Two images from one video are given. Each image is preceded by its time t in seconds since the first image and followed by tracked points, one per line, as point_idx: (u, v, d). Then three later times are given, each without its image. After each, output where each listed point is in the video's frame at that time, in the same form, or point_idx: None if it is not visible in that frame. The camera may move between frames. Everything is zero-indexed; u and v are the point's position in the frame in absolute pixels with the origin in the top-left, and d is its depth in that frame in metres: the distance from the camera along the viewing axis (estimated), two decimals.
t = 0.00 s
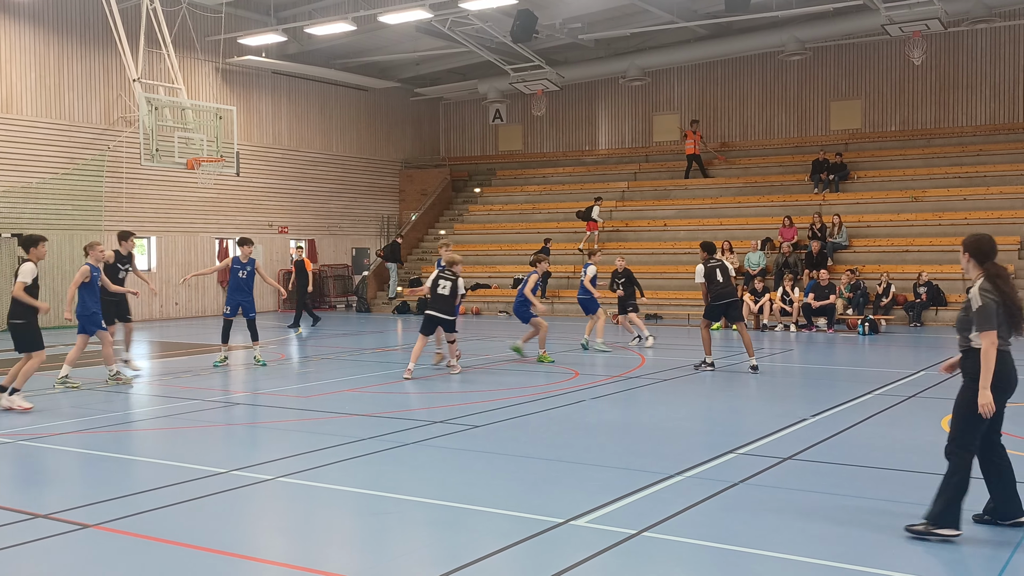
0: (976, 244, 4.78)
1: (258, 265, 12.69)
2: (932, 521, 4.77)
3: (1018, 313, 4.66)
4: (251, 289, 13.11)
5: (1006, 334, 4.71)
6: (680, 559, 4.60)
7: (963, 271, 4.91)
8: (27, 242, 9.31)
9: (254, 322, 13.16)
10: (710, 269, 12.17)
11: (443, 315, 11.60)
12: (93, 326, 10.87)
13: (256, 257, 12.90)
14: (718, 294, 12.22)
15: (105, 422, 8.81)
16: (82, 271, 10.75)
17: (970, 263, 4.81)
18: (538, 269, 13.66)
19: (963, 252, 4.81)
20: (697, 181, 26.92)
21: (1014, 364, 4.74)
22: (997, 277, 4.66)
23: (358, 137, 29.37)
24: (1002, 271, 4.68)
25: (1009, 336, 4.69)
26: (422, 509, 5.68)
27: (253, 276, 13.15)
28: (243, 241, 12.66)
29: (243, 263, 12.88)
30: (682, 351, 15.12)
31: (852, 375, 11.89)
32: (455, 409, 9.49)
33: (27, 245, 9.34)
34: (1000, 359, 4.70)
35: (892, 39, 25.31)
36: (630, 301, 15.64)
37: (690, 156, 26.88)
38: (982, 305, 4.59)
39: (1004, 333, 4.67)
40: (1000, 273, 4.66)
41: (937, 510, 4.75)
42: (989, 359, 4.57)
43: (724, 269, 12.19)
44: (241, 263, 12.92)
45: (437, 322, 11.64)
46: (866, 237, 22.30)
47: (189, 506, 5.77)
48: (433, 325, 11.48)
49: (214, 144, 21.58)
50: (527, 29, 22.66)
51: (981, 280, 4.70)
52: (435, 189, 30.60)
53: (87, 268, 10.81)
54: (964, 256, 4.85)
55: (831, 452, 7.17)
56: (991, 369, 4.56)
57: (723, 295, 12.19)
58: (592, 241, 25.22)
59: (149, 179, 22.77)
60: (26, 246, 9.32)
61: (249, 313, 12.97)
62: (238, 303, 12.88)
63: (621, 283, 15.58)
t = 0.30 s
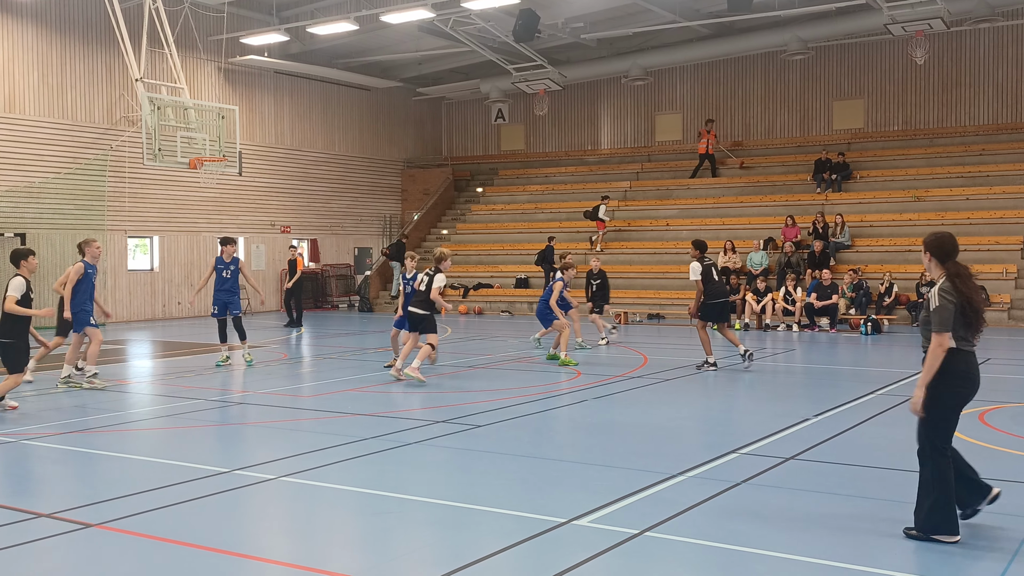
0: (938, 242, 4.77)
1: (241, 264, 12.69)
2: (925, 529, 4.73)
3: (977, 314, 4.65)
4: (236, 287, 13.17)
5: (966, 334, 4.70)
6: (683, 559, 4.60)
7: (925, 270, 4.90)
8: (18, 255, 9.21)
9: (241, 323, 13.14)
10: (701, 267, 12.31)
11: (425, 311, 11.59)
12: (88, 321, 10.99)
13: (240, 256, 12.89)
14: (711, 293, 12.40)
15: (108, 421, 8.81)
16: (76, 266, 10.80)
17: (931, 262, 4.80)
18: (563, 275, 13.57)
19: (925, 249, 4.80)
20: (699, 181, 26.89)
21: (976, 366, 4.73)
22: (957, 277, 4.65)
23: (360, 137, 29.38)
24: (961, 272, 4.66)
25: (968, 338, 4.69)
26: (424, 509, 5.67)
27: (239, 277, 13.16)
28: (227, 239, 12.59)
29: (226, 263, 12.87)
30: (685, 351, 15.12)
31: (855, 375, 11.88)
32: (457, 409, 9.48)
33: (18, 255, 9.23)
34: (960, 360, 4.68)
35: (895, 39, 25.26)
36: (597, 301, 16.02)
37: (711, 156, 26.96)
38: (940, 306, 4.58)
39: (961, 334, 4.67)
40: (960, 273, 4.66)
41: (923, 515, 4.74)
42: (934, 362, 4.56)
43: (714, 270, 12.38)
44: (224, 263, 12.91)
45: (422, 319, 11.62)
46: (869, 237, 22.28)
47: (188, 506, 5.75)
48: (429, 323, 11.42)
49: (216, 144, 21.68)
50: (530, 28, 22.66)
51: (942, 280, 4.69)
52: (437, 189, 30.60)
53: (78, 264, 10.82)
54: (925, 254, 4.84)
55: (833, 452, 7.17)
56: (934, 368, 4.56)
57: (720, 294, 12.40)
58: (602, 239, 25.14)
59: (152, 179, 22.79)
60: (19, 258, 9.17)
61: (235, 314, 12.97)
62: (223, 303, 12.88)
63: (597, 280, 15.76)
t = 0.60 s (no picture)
0: (911, 243, 4.83)
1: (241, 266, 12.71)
2: (934, 531, 4.70)
3: (950, 315, 4.67)
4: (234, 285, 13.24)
5: (943, 336, 4.70)
6: (691, 559, 4.59)
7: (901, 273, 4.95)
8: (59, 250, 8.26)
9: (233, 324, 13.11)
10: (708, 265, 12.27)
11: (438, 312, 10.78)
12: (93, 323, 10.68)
13: (238, 257, 12.91)
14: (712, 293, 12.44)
15: (116, 421, 8.83)
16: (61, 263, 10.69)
17: (906, 264, 4.87)
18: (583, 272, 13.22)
19: (899, 252, 4.87)
20: (707, 181, 26.85)
21: (956, 367, 4.71)
22: (930, 278, 4.71)
23: (368, 137, 29.42)
24: (936, 273, 4.72)
25: (944, 340, 4.69)
26: (432, 509, 5.67)
27: (237, 277, 13.16)
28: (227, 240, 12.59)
29: (225, 264, 12.87)
30: (692, 351, 15.09)
31: (863, 375, 11.84)
32: (464, 409, 9.48)
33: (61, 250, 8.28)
34: (937, 361, 4.69)
35: (905, 38, 25.14)
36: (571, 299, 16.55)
37: (721, 155, 26.88)
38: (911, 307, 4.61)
39: (935, 336, 4.68)
40: (934, 274, 4.71)
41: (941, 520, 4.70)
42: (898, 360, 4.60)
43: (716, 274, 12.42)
44: (223, 264, 12.93)
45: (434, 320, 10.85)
46: (878, 237, 22.20)
47: (195, 506, 5.76)
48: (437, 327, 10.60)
49: (225, 144, 21.59)
50: (537, 28, 22.66)
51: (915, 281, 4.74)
52: (445, 189, 30.61)
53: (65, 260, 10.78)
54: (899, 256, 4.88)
55: (842, 453, 7.14)
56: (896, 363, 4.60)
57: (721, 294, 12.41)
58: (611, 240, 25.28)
59: (161, 179, 22.88)
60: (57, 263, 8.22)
61: (227, 315, 12.95)
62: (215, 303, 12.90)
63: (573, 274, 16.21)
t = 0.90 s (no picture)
0: (885, 242, 4.71)
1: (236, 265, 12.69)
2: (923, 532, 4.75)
3: (926, 315, 4.62)
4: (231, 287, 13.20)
5: (914, 336, 4.66)
6: (697, 560, 4.58)
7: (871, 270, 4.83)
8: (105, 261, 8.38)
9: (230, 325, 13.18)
10: (715, 262, 12.23)
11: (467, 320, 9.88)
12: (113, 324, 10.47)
13: (234, 257, 12.89)
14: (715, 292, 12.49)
15: (122, 421, 8.84)
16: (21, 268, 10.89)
17: (879, 263, 4.75)
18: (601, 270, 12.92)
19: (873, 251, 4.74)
20: (713, 181, 26.78)
21: (924, 367, 4.69)
22: (906, 277, 4.61)
23: (374, 137, 29.44)
24: (911, 273, 4.62)
25: (917, 340, 4.67)
26: (437, 509, 5.67)
27: (232, 278, 13.19)
28: (223, 240, 12.58)
29: (221, 263, 12.86)
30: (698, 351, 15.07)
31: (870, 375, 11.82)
32: (469, 409, 9.47)
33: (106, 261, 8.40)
34: (908, 361, 4.64)
35: (911, 37, 25.06)
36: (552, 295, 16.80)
37: (729, 154, 26.87)
38: (893, 306, 4.51)
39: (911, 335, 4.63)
40: (909, 273, 4.61)
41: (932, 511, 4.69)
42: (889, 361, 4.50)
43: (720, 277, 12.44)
44: (219, 263, 12.92)
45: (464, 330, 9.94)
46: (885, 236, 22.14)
47: (199, 505, 5.76)
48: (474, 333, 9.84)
49: (230, 144, 21.82)
50: (543, 28, 22.67)
51: (892, 281, 4.64)
52: (450, 189, 30.61)
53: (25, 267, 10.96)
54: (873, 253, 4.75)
55: (848, 453, 7.13)
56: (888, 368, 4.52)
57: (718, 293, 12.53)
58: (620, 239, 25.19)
59: (167, 179, 22.92)
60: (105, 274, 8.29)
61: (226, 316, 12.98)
62: (216, 304, 12.93)
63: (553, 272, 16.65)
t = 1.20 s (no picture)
0: (867, 242, 4.62)
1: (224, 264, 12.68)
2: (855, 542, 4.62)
3: (911, 314, 4.55)
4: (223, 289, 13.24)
5: (899, 335, 4.59)
6: (699, 559, 4.59)
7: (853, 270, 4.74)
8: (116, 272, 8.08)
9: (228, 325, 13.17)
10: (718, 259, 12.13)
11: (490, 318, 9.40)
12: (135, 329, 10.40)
13: (223, 258, 12.91)
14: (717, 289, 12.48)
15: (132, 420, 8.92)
16: None
17: (862, 263, 4.66)
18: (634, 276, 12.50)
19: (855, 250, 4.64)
20: (717, 181, 26.76)
21: (907, 368, 4.58)
22: (890, 277, 4.52)
23: (377, 137, 29.47)
24: (895, 271, 4.53)
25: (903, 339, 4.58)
26: (443, 509, 5.67)
27: (224, 277, 13.21)
28: (208, 240, 12.56)
29: (211, 264, 12.86)
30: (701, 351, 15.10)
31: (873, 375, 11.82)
32: (472, 409, 9.48)
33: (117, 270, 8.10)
34: (891, 361, 4.54)
35: (915, 37, 25.01)
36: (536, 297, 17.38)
37: (732, 154, 26.76)
38: (878, 305, 4.41)
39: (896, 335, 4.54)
40: (893, 272, 4.53)
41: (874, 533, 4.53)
42: (879, 362, 4.36)
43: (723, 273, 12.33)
44: (209, 264, 12.92)
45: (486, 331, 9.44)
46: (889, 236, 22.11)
47: (204, 505, 5.78)
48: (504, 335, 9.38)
49: (235, 144, 21.77)
50: (546, 28, 22.68)
51: (876, 281, 4.55)
52: (454, 189, 30.61)
53: None
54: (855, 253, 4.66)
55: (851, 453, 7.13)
56: (882, 371, 4.36)
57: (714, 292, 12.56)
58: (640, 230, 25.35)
59: (171, 179, 22.96)
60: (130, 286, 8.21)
61: (223, 315, 12.98)
62: (212, 304, 12.94)
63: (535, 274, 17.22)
